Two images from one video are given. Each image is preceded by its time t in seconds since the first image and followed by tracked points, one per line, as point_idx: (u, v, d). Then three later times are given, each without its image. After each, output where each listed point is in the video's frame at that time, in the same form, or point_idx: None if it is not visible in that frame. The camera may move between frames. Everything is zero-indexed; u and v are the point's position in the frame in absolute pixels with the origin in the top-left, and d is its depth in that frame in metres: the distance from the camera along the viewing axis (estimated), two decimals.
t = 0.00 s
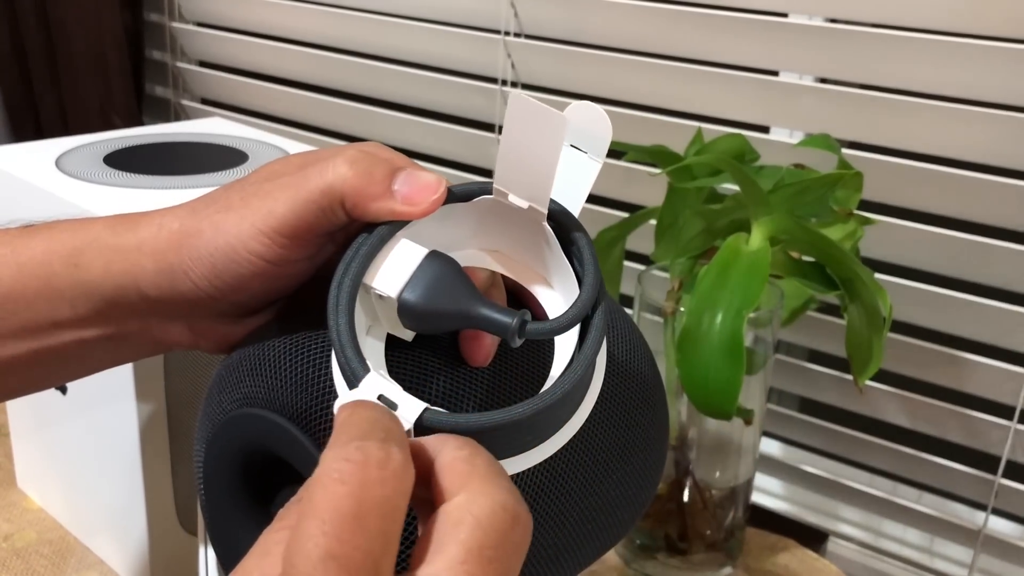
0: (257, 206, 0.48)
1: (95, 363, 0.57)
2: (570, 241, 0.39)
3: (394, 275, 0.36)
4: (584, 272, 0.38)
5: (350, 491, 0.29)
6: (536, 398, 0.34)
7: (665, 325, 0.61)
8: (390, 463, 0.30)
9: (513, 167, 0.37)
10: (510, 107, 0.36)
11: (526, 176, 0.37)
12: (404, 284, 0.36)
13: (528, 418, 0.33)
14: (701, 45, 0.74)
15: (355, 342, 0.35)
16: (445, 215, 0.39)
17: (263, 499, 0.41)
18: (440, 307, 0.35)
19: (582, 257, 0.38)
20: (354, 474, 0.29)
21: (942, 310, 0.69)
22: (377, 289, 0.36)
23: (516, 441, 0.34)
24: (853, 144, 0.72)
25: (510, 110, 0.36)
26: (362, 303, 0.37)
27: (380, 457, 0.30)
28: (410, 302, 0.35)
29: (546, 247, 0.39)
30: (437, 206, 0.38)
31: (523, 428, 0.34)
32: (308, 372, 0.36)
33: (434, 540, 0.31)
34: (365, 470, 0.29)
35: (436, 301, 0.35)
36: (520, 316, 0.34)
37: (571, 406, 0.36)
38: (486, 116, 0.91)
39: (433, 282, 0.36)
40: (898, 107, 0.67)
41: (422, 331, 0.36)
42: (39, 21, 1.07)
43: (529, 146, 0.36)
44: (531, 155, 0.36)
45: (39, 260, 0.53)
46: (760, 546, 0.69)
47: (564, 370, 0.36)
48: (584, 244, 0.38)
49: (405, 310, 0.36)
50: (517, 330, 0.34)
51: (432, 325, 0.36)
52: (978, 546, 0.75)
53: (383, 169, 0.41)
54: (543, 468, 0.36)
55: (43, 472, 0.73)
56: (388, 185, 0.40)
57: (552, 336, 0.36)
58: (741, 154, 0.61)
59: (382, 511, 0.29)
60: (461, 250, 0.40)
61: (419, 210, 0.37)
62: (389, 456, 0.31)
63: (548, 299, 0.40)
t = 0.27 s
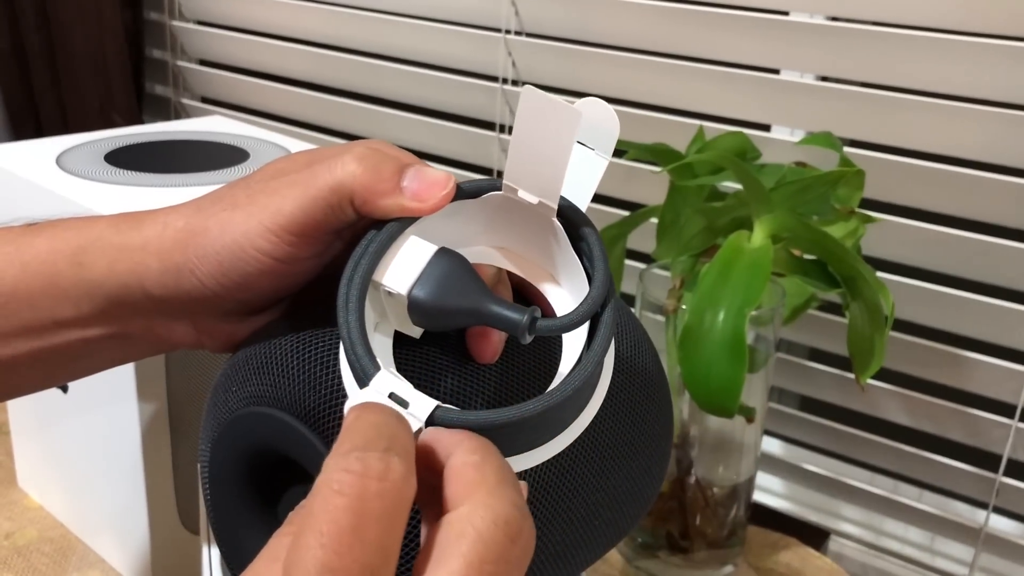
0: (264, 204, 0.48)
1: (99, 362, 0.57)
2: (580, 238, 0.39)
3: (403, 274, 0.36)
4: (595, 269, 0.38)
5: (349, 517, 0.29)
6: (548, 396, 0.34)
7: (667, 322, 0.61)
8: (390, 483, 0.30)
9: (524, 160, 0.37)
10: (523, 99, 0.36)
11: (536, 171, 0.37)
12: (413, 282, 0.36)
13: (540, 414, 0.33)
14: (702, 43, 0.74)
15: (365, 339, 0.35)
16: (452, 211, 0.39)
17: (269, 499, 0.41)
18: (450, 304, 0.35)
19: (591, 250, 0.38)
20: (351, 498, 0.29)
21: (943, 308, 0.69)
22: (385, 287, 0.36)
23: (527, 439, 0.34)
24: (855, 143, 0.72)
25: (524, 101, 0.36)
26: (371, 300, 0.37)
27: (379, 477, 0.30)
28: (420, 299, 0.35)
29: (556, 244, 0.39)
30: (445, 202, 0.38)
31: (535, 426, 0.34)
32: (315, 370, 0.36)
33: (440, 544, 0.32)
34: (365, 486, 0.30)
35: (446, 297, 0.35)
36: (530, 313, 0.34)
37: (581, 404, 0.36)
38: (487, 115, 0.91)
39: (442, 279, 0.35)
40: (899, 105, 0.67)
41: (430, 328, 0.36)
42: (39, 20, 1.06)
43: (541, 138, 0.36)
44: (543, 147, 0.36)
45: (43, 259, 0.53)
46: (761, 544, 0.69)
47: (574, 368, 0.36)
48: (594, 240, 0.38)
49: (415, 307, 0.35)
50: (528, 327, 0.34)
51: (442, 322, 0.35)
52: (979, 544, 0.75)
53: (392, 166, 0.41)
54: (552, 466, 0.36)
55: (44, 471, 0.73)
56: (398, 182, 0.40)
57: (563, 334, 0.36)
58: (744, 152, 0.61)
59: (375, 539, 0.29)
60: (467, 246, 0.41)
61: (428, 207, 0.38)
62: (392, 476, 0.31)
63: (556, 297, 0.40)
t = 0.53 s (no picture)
0: (273, 203, 0.48)
1: (105, 363, 0.57)
2: (586, 229, 0.39)
3: (415, 266, 0.36)
4: (601, 260, 0.38)
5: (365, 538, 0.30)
6: (561, 381, 0.34)
7: (670, 322, 0.61)
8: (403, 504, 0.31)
9: (529, 156, 0.37)
10: (527, 95, 0.36)
11: (541, 166, 0.37)
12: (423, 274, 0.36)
13: (551, 400, 0.33)
14: (704, 44, 0.74)
15: (377, 331, 0.34)
16: (460, 208, 0.39)
17: (277, 499, 0.41)
18: (459, 298, 0.35)
19: (597, 244, 0.39)
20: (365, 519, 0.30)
21: (945, 309, 0.69)
22: (395, 281, 0.36)
23: (538, 426, 0.34)
24: (856, 143, 0.72)
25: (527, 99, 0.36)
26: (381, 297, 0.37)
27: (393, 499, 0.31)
28: (430, 293, 0.35)
29: (564, 239, 0.39)
30: (453, 198, 0.38)
31: (546, 414, 0.34)
32: (323, 369, 0.37)
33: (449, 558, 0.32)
34: (380, 509, 0.30)
35: (454, 291, 0.35)
36: (539, 303, 0.34)
37: (588, 397, 0.36)
38: (489, 115, 0.91)
39: (452, 274, 0.36)
40: (901, 106, 0.67)
41: (440, 322, 0.36)
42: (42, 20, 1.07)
43: (545, 135, 0.36)
44: (547, 143, 0.36)
45: (52, 261, 0.53)
46: (763, 544, 0.69)
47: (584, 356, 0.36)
48: (599, 231, 0.39)
49: (424, 301, 0.36)
50: (537, 319, 0.34)
51: (450, 315, 0.36)
52: (980, 544, 0.75)
53: (399, 164, 0.42)
54: (558, 459, 0.36)
55: (48, 470, 0.73)
56: (405, 180, 0.41)
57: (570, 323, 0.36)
58: (747, 152, 0.61)
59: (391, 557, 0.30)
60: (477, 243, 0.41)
61: (437, 202, 0.38)
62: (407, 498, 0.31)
63: (563, 291, 0.40)
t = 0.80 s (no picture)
0: (280, 195, 0.49)
1: (107, 361, 0.57)
2: (587, 215, 0.39)
3: (419, 254, 0.36)
4: (602, 248, 0.38)
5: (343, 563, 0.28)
6: (567, 363, 0.34)
7: (672, 322, 0.61)
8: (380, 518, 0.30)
9: (532, 142, 0.37)
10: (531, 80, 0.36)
11: (543, 154, 0.37)
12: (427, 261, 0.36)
13: (557, 381, 0.33)
14: (705, 44, 0.74)
15: (386, 314, 0.34)
16: (467, 197, 0.40)
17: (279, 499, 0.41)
18: (464, 284, 0.35)
19: (600, 228, 0.39)
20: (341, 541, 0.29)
21: (946, 309, 0.70)
22: (401, 270, 0.36)
23: (543, 411, 0.34)
24: (857, 143, 0.72)
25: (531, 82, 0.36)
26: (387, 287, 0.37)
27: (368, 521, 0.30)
28: (435, 281, 0.35)
29: (566, 226, 0.39)
30: (460, 185, 0.39)
31: (552, 395, 0.34)
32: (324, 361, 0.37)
33: None
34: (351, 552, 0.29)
35: (459, 278, 0.35)
36: (543, 288, 0.34)
37: (588, 384, 0.36)
38: (490, 115, 0.91)
39: (457, 260, 0.36)
40: (902, 106, 0.67)
41: (445, 310, 0.36)
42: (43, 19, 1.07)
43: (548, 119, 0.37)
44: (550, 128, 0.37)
45: (55, 260, 0.53)
46: (765, 544, 0.69)
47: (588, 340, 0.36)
48: (600, 216, 0.39)
49: (429, 288, 0.36)
50: (541, 303, 0.34)
51: (455, 303, 0.36)
52: (981, 544, 0.75)
53: (406, 155, 0.43)
54: (562, 446, 0.36)
55: (50, 470, 0.73)
56: (413, 171, 0.41)
57: (572, 309, 0.36)
58: (748, 152, 0.61)
59: None
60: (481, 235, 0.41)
61: (442, 189, 0.39)
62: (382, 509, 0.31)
63: (562, 279, 0.40)
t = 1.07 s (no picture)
0: (286, 197, 0.50)
1: (112, 365, 0.57)
2: (592, 209, 0.40)
3: (424, 255, 0.36)
4: (609, 243, 0.38)
5: None
6: (575, 356, 0.34)
7: (674, 324, 0.61)
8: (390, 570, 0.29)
9: (532, 139, 0.37)
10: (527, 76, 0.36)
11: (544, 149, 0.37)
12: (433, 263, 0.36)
13: (566, 375, 0.33)
14: (706, 46, 0.75)
15: (395, 313, 0.34)
16: (472, 197, 0.40)
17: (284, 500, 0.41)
18: (471, 283, 0.35)
19: (606, 222, 0.39)
20: None
21: (947, 310, 0.70)
22: (409, 273, 0.36)
23: (551, 408, 0.34)
24: (858, 145, 0.73)
25: (526, 79, 0.36)
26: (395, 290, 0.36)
27: None
28: (442, 283, 0.36)
29: (572, 222, 0.39)
30: (466, 186, 0.40)
31: (559, 388, 0.34)
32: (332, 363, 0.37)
33: None
34: None
35: (466, 278, 0.35)
36: (550, 283, 0.34)
37: (597, 380, 0.36)
38: (491, 116, 0.91)
39: (465, 261, 0.36)
40: (903, 108, 0.67)
41: (455, 310, 0.37)
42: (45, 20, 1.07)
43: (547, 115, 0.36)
44: (549, 123, 0.37)
45: (62, 263, 0.53)
46: (767, 544, 0.69)
47: (595, 335, 0.36)
48: (606, 209, 0.39)
49: (438, 289, 0.36)
50: (550, 299, 0.34)
51: (464, 303, 0.36)
52: (982, 544, 0.75)
53: (413, 156, 0.43)
54: (568, 445, 0.36)
55: (53, 471, 0.73)
56: (421, 172, 0.42)
57: (581, 303, 0.35)
58: (749, 154, 0.61)
59: None
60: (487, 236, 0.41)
61: (450, 190, 0.39)
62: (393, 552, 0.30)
63: (570, 276, 0.40)
